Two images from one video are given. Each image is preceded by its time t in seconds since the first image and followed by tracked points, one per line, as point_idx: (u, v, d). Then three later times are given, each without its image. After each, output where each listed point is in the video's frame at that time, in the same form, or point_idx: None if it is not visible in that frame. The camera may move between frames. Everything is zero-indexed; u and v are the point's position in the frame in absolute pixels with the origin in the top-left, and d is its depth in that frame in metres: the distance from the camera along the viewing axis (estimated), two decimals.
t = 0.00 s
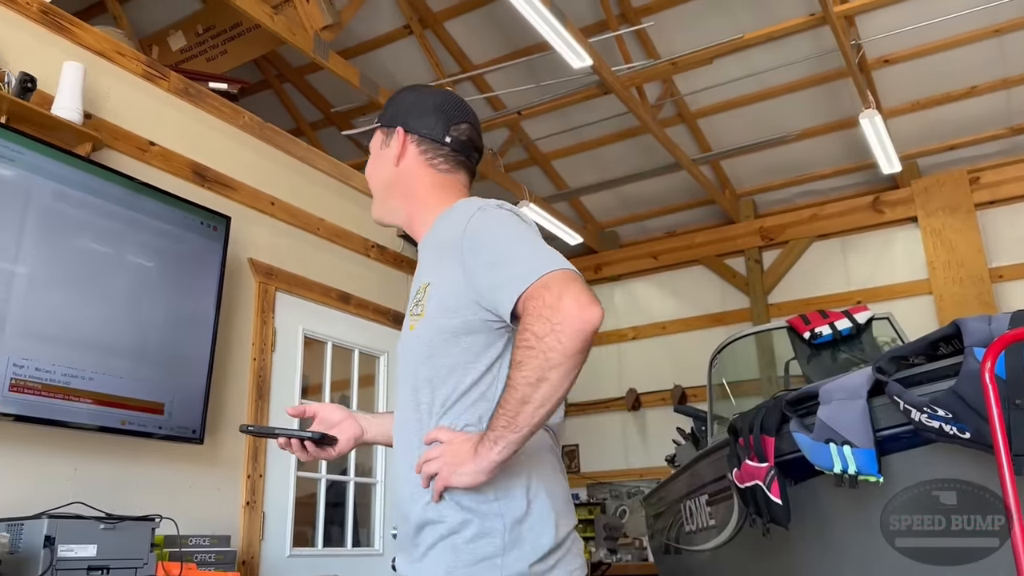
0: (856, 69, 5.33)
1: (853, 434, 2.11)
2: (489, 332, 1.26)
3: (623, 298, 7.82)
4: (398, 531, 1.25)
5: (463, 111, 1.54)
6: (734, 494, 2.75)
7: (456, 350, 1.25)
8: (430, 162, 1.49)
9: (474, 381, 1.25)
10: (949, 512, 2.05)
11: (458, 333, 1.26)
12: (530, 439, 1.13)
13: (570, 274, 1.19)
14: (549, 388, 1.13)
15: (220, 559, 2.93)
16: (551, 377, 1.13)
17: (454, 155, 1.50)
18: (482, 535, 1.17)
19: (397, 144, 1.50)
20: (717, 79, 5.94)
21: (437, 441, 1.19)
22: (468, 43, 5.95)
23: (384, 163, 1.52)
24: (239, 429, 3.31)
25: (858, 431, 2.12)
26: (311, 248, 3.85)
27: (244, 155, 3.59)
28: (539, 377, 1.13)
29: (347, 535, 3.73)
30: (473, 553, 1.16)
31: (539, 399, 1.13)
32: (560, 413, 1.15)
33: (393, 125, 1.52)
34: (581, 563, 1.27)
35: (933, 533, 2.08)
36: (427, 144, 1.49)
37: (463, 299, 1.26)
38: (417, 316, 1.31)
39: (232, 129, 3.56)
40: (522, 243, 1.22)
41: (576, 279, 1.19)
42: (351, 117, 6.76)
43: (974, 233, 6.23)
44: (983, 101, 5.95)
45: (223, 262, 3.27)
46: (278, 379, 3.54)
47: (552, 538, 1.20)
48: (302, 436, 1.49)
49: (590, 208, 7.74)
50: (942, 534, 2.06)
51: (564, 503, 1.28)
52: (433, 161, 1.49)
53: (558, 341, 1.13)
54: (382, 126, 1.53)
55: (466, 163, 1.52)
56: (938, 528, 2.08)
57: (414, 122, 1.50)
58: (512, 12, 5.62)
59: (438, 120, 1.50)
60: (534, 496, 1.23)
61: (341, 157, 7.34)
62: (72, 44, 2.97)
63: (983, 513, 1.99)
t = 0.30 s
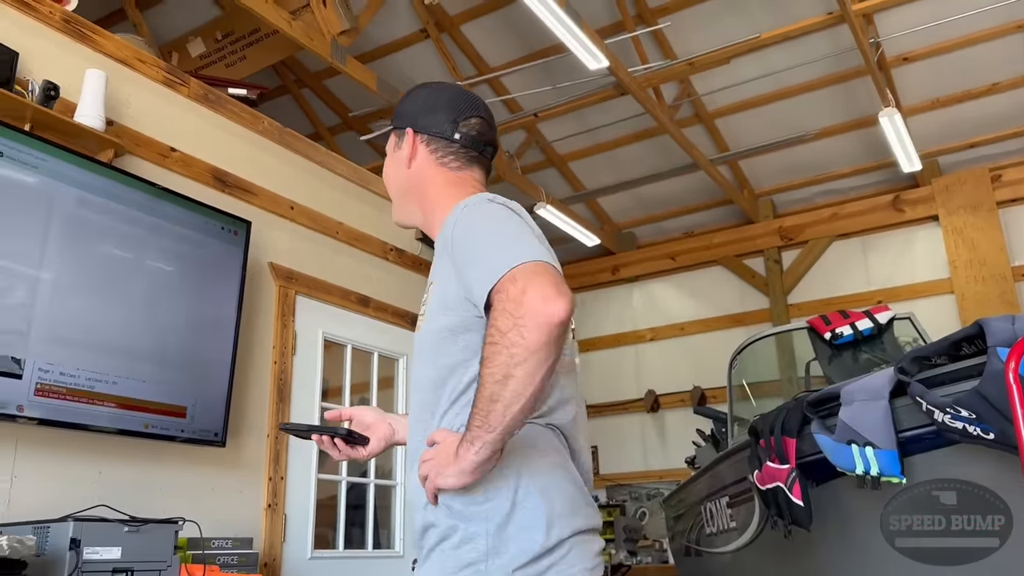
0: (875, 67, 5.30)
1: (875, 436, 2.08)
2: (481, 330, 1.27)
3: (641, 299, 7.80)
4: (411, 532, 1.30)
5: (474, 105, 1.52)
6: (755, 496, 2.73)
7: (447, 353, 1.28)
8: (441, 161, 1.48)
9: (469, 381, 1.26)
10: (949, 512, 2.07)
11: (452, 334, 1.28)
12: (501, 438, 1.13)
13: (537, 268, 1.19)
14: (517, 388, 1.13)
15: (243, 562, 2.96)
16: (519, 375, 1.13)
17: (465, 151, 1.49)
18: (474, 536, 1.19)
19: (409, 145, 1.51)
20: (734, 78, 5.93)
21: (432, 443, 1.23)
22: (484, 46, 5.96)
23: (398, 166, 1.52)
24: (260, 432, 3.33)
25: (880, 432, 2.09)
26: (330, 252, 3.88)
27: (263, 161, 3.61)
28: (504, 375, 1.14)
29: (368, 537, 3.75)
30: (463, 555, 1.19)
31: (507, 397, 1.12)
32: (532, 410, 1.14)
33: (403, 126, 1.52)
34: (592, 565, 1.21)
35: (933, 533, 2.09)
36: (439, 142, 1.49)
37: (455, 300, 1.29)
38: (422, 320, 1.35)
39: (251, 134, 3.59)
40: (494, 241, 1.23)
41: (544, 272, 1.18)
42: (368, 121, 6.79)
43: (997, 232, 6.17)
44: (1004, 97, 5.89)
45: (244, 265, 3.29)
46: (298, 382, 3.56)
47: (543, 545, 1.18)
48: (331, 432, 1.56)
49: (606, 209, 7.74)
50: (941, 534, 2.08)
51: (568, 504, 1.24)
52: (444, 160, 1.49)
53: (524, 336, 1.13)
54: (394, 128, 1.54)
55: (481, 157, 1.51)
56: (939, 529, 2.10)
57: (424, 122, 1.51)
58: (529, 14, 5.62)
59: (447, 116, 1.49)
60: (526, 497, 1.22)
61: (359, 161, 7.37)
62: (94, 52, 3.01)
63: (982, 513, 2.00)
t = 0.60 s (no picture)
0: (895, 65, 5.26)
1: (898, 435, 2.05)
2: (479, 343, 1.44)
3: (659, 300, 7.78)
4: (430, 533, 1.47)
5: (506, 118, 1.63)
6: (777, 497, 2.72)
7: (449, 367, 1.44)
8: (471, 168, 1.59)
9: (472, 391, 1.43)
10: (949, 512, 2.07)
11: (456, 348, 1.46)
12: (483, 435, 1.30)
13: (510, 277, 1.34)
14: (492, 387, 1.30)
15: (265, 563, 2.98)
16: (495, 374, 1.30)
17: (493, 160, 1.59)
18: (474, 535, 1.35)
19: (442, 152, 1.62)
20: (753, 76, 5.91)
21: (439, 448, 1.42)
22: (500, 47, 5.97)
23: (431, 170, 1.64)
24: (281, 435, 3.35)
25: (902, 432, 2.06)
26: (349, 255, 3.90)
27: (283, 165, 3.64)
28: (482, 378, 1.31)
29: (388, 539, 3.76)
30: (468, 556, 1.34)
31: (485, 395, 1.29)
32: (510, 409, 1.30)
33: (439, 134, 1.64)
34: (594, 568, 1.32)
35: (934, 534, 2.09)
36: (470, 150, 1.60)
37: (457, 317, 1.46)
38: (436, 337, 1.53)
39: (271, 139, 3.62)
40: (479, 258, 1.39)
41: (518, 279, 1.34)
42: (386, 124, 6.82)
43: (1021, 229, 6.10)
44: None
45: (265, 269, 3.32)
46: (319, 385, 3.58)
47: (539, 545, 1.30)
48: (371, 433, 1.72)
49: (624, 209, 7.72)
50: (942, 534, 2.07)
51: (568, 506, 1.35)
52: (474, 167, 1.59)
53: (496, 339, 1.31)
54: (430, 136, 1.66)
55: (509, 167, 1.61)
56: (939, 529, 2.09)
57: (458, 132, 1.62)
58: (547, 16, 5.63)
59: (479, 127, 1.61)
60: (526, 501, 1.35)
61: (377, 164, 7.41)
62: (116, 60, 3.04)
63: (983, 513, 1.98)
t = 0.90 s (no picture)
0: (916, 61, 5.22)
1: (921, 436, 2.02)
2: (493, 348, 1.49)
3: (679, 301, 7.76)
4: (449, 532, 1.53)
5: (534, 130, 1.71)
6: (800, 497, 2.70)
7: (464, 371, 1.49)
8: (498, 176, 1.66)
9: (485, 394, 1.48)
10: (949, 511, 2.09)
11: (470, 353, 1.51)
12: (490, 436, 1.35)
13: (516, 282, 1.39)
14: (498, 389, 1.35)
15: (288, 564, 3.00)
16: (500, 377, 1.35)
17: (520, 168, 1.66)
18: (489, 535, 1.40)
19: (471, 162, 1.69)
20: (771, 74, 5.88)
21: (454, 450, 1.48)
22: (517, 48, 5.98)
23: (460, 180, 1.71)
24: (302, 436, 3.37)
25: (927, 432, 2.02)
26: (369, 258, 3.92)
27: (302, 168, 3.66)
28: (488, 380, 1.36)
29: (409, 540, 3.77)
30: (483, 556, 1.39)
31: (490, 397, 1.35)
32: (514, 410, 1.34)
33: (467, 146, 1.71)
34: (606, 570, 1.37)
35: (935, 533, 2.11)
36: (496, 159, 1.67)
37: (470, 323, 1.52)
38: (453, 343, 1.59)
39: (291, 142, 3.64)
40: (489, 265, 1.45)
41: (525, 284, 1.38)
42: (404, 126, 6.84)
43: None
44: None
45: (286, 271, 3.34)
46: (340, 386, 3.60)
47: (549, 546, 1.35)
48: (404, 438, 1.82)
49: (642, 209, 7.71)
50: (942, 534, 2.10)
51: (578, 509, 1.40)
52: (501, 176, 1.66)
53: (501, 343, 1.35)
54: (459, 147, 1.74)
55: (535, 175, 1.68)
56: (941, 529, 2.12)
57: (486, 143, 1.69)
58: (564, 17, 5.63)
59: (505, 137, 1.67)
60: (537, 504, 1.40)
61: (395, 166, 7.43)
62: (137, 65, 3.07)
63: (982, 513, 2.00)
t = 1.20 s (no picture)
0: (938, 55, 5.17)
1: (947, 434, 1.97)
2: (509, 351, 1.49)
3: (699, 299, 7.74)
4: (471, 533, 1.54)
5: (555, 136, 1.72)
6: (824, 497, 2.68)
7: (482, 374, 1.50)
8: (519, 182, 1.67)
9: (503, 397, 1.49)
10: (950, 511, 2.11)
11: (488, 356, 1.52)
12: (506, 438, 1.36)
13: (530, 286, 1.39)
14: (514, 391, 1.35)
15: (311, 564, 3.02)
16: (515, 380, 1.35)
17: (542, 174, 1.67)
18: (508, 537, 1.41)
19: (493, 168, 1.71)
20: (792, 70, 5.85)
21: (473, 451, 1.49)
22: (534, 48, 5.98)
23: (482, 185, 1.72)
24: (325, 436, 3.40)
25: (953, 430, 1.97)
26: (389, 258, 3.93)
27: (322, 170, 3.68)
28: (503, 383, 1.37)
29: (431, 540, 3.78)
30: (503, 556, 1.40)
31: (506, 400, 1.35)
32: (530, 412, 1.35)
33: (490, 152, 1.72)
34: (625, 569, 1.37)
35: (935, 533, 2.14)
36: (518, 165, 1.68)
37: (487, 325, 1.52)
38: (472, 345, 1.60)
39: (310, 145, 3.67)
40: (505, 269, 1.45)
41: (540, 288, 1.39)
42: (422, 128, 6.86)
43: None
44: None
45: (307, 273, 3.36)
46: (361, 386, 3.62)
47: (568, 547, 1.36)
48: (428, 440, 1.81)
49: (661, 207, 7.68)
50: (942, 534, 2.12)
51: (596, 510, 1.40)
52: (523, 181, 1.67)
53: (516, 346, 1.36)
54: (482, 154, 1.75)
55: (556, 181, 1.69)
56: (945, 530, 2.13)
57: (508, 149, 1.70)
58: (581, 16, 5.63)
59: (527, 144, 1.68)
60: (555, 504, 1.40)
61: (413, 168, 7.45)
62: (159, 70, 3.10)
63: (982, 513, 2.00)
